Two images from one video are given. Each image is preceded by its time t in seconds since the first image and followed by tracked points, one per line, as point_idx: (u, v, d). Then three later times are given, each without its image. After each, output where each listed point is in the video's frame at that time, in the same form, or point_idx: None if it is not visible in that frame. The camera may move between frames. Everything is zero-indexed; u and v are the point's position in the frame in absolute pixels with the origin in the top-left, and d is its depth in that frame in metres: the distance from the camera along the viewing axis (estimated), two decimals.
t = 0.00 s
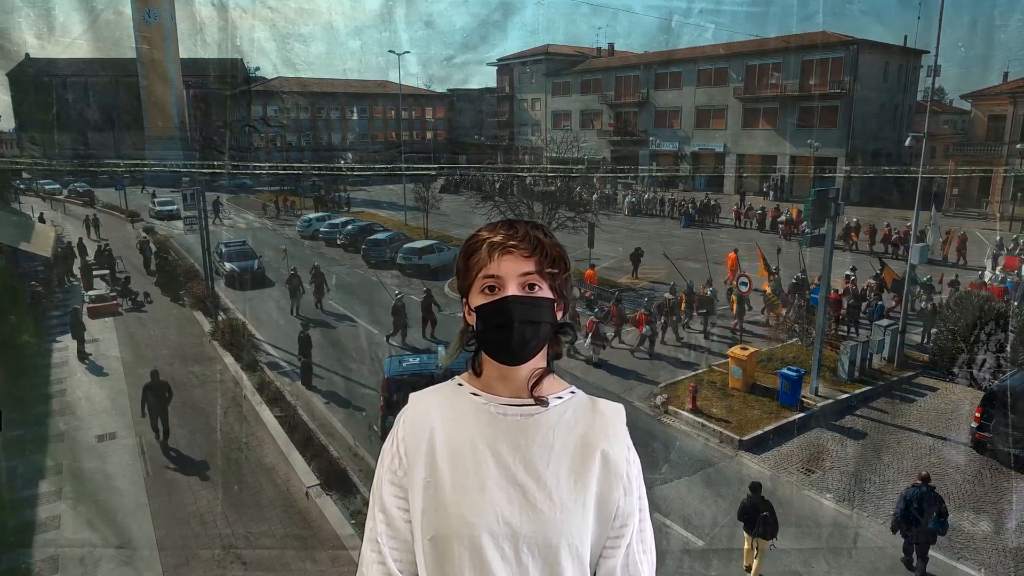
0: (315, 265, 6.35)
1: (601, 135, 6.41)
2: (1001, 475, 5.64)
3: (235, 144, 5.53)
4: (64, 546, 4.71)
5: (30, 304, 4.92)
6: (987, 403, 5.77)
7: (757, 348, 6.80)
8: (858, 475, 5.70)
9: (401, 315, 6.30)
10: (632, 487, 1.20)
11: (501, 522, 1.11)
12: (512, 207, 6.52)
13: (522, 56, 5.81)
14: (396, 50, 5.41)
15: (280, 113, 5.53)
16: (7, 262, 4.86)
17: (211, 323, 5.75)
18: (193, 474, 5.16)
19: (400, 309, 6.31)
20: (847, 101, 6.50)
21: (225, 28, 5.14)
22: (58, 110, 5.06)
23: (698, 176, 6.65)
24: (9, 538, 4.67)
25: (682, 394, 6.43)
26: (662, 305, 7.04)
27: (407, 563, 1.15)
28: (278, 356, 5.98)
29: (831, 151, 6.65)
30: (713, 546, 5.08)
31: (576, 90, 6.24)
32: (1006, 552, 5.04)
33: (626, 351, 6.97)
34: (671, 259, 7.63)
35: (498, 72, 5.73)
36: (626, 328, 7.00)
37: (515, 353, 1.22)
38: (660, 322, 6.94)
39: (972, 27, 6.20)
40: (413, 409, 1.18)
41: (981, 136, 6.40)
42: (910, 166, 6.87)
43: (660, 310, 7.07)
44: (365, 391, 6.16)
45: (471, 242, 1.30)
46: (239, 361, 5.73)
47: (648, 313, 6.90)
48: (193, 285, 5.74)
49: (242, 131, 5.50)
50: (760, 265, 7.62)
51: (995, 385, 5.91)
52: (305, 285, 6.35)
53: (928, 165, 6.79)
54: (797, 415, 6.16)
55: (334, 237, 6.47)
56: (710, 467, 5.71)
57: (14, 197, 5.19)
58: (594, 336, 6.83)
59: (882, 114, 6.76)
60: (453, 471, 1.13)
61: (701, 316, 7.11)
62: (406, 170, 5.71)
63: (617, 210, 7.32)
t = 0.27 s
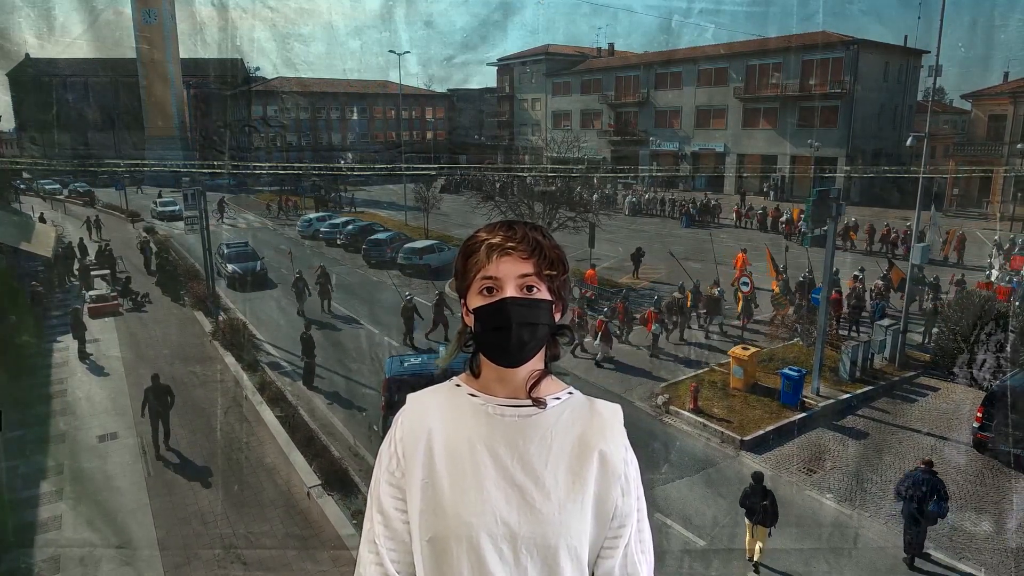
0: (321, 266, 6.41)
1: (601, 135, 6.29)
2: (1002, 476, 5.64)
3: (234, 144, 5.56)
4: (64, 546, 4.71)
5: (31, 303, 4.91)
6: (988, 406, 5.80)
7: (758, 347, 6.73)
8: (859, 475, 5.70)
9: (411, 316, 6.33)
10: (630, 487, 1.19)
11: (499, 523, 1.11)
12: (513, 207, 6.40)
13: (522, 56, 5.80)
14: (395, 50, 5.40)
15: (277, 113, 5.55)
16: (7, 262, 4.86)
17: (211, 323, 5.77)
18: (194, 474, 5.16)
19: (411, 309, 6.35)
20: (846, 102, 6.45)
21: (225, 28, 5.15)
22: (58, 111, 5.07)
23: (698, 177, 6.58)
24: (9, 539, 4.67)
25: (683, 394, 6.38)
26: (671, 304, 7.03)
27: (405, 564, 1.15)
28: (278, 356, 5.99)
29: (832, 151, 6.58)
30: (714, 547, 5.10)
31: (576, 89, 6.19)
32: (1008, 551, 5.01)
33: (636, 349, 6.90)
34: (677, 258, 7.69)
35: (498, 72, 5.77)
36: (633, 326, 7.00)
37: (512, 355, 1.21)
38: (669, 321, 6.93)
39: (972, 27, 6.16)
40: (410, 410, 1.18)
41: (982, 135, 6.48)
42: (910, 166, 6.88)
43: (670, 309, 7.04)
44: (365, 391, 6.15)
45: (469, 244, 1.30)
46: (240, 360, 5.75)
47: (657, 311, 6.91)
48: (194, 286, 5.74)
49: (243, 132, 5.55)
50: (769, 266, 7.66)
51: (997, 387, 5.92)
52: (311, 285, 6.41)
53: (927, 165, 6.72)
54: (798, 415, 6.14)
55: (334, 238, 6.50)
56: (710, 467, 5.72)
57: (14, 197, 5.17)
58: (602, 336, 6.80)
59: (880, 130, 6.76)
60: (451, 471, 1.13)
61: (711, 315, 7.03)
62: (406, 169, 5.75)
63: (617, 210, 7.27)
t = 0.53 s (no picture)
0: (328, 268, 6.40)
1: (601, 135, 6.26)
2: (1003, 476, 5.63)
3: (234, 144, 5.53)
4: (64, 547, 4.71)
5: (31, 303, 4.86)
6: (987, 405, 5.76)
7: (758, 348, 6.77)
8: (859, 474, 5.69)
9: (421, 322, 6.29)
10: (629, 487, 1.19)
11: (497, 523, 1.11)
12: (514, 207, 6.50)
13: (522, 55, 5.85)
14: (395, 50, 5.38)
15: (278, 113, 5.53)
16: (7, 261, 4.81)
17: (211, 323, 5.86)
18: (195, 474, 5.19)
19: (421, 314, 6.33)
20: (847, 102, 6.38)
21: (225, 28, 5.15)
22: (58, 111, 5.07)
23: (698, 176, 6.50)
24: (9, 539, 4.64)
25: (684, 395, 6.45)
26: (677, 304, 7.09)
27: (404, 564, 1.15)
28: (278, 356, 6.05)
29: (832, 151, 6.57)
30: (715, 547, 5.10)
31: (576, 90, 6.19)
32: (1009, 551, 4.95)
33: (644, 347, 7.04)
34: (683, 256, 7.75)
35: (498, 71, 5.86)
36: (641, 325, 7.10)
37: (509, 354, 1.21)
38: (677, 321, 7.00)
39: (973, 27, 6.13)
40: (408, 410, 1.17)
41: (982, 135, 6.37)
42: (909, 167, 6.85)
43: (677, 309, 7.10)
44: (365, 392, 6.18)
45: (470, 242, 1.29)
46: (240, 360, 5.79)
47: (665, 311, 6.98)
48: (195, 287, 5.81)
49: (243, 131, 5.53)
50: (776, 265, 7.61)
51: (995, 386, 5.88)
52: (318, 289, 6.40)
53: (927, 165, 6.69)
54: (799, 415, 6.17)
55: (334, 238, 6.45)
56: (711, 467, 5.70)
57: (14, 197, 5.17)
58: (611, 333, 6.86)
59: (882, 131, 6.70)
60: (450, 471, 1.13)
61: (717, 314, 7.25)
62: (407, 170, 5.73)
63: (618, 211, 7.23)
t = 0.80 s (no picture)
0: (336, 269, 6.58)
1: (602, 134, 6.21)
2: (1003, 477, 5.63)
3: (234, 144, 5.56)
4: (64, 547, 4.66)
5: (30, 303, 4.82)
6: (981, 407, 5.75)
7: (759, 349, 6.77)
8: (859, 475, 5.67)
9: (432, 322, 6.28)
10: (626, 487, 1.19)
11: (493, 521, 1.11)
12: (514, 207, 6.48)
13: (522, 55, 5.83)
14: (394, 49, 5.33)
15: (276, 112, 5.60)
16: (6, 262, 4.70)
17: (211, 323, 5.88)
18: (197, 473, 5.22)
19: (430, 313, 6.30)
20: (848, 102, 6.29)
21: (225, 28, 5.14)
22: (58, 111, 5.07)
23: (698, 176, 6.36)
24: (9, 539, 4.60)
25: (683, 395, 6.44)
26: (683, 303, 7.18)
27: (401, 562, 1.15)
28: (278, 356, 6.21)
29: (832, 151, 6.51)
30: (715, 547, 5.05)
31: (576, 90, 6.12)
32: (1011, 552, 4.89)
33: (653, 346, 7.17)
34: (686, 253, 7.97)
35: (498, 71, 5.84)
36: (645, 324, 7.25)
37: (505, 350, 1.21)
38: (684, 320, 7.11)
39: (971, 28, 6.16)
40: (406, 408, 1.17)
41: (983, 135, 6.42)
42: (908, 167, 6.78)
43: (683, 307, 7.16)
44: (365, 391, 6.33)
45: (478, 236, 1.29)
46: (240, 360, 5.81)
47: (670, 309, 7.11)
48: (194, 287, 5.88)
49: (243, 131, 5.58)
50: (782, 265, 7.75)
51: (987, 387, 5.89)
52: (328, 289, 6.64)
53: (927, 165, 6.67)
54: (798, 415, 6.18)
55: (334, 238, 6.53)
56: (711, 467, 5.71)
57: (14, 197, 5.19)
58: (619, 332, 6.91)
59: (881, 129, 6.59)
60: (447, 470, 1.12)
61: (723, 313, 7.41)
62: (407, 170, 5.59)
63: (618, 211, 7.22)
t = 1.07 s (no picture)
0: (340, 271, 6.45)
1: (602, 135, 6.21)
2: (1004, 477, 5.61)
3: (235, 144, 5.52)
4: (64, 547, 4.70)
5: (31, 303, 4.85)
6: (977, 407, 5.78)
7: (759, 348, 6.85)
8: (859, 475, 5.67)
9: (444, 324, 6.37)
10: (629, 488, 1.18)
11: (496, 522, 1.10)
12: (514, 207, 6.41)
13: (522, 55, 5.78)
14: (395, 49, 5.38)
15: (278, 113, 5.56)
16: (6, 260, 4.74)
17: (211, 323, 5.81)
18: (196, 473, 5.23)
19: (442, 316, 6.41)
20: (847, 101, 6.42)
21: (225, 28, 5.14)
22: (58, 111, 5.05)
23: (698, 176, 6.52)
24: (9, 539, 4.62)
25: (683, 395, 6.43)
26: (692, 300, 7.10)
27: (403, 562, 1.15)
28: (278, 357, 6.08)
29: (832, 151, 6.58)
30: (714, 547, 5.04)
31: (576, 90, 6.10)
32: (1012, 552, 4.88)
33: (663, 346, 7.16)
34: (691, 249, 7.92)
35: (498, 72, 5.77)
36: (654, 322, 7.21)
37: (513, 351, 1.21)
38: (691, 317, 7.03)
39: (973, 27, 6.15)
40: (409, 408, 1.17)
41: (983, 136, 6.40)
42: (908, 166, 6.85)
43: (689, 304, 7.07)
44: (365, 391, 6.32)
45: (481, 237, 1.29)
46: (240, 360, 5.72)
47: (679, 308, 7.03)
48: (194, 287, 5.80)
49: (244, 131, 5.53)
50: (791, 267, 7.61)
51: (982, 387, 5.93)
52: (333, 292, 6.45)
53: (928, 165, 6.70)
54: (799, 415, 6.23)
55: (334, 238, 6.50)
56: (712, 467, 5.71)
57: (14, 197, 5.10)
58: (630, 330, 7.01)
59: (881, 129, 6.74)
60: (450, 470, 1.12)
61: (728, 312, 7.25)
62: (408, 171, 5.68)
63: (618, 210, 7.16)
